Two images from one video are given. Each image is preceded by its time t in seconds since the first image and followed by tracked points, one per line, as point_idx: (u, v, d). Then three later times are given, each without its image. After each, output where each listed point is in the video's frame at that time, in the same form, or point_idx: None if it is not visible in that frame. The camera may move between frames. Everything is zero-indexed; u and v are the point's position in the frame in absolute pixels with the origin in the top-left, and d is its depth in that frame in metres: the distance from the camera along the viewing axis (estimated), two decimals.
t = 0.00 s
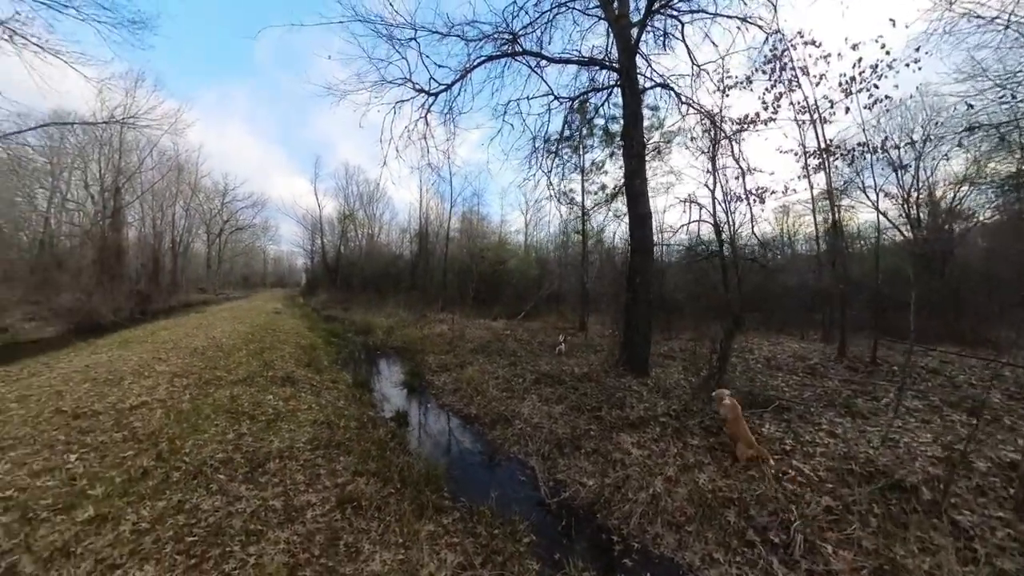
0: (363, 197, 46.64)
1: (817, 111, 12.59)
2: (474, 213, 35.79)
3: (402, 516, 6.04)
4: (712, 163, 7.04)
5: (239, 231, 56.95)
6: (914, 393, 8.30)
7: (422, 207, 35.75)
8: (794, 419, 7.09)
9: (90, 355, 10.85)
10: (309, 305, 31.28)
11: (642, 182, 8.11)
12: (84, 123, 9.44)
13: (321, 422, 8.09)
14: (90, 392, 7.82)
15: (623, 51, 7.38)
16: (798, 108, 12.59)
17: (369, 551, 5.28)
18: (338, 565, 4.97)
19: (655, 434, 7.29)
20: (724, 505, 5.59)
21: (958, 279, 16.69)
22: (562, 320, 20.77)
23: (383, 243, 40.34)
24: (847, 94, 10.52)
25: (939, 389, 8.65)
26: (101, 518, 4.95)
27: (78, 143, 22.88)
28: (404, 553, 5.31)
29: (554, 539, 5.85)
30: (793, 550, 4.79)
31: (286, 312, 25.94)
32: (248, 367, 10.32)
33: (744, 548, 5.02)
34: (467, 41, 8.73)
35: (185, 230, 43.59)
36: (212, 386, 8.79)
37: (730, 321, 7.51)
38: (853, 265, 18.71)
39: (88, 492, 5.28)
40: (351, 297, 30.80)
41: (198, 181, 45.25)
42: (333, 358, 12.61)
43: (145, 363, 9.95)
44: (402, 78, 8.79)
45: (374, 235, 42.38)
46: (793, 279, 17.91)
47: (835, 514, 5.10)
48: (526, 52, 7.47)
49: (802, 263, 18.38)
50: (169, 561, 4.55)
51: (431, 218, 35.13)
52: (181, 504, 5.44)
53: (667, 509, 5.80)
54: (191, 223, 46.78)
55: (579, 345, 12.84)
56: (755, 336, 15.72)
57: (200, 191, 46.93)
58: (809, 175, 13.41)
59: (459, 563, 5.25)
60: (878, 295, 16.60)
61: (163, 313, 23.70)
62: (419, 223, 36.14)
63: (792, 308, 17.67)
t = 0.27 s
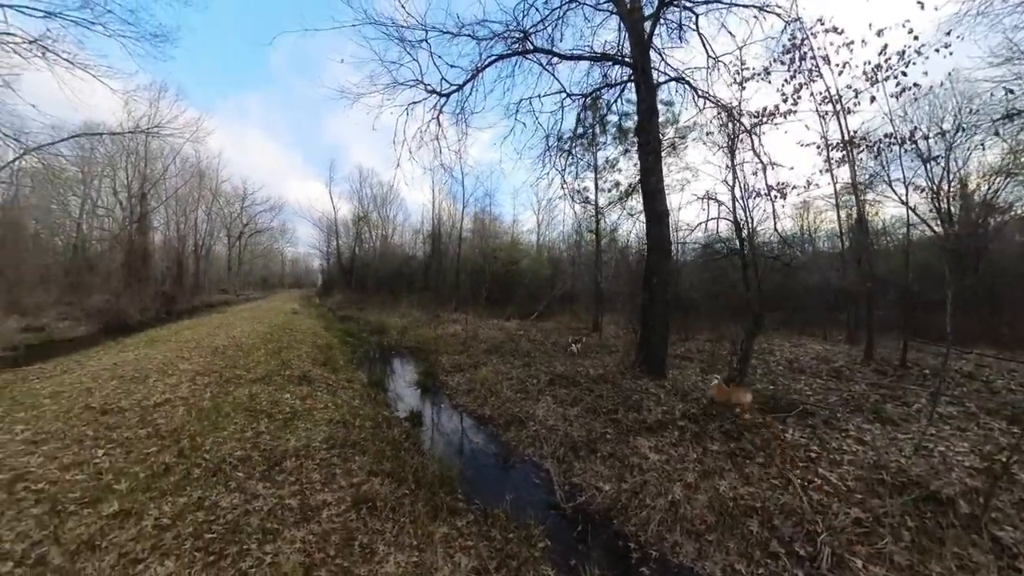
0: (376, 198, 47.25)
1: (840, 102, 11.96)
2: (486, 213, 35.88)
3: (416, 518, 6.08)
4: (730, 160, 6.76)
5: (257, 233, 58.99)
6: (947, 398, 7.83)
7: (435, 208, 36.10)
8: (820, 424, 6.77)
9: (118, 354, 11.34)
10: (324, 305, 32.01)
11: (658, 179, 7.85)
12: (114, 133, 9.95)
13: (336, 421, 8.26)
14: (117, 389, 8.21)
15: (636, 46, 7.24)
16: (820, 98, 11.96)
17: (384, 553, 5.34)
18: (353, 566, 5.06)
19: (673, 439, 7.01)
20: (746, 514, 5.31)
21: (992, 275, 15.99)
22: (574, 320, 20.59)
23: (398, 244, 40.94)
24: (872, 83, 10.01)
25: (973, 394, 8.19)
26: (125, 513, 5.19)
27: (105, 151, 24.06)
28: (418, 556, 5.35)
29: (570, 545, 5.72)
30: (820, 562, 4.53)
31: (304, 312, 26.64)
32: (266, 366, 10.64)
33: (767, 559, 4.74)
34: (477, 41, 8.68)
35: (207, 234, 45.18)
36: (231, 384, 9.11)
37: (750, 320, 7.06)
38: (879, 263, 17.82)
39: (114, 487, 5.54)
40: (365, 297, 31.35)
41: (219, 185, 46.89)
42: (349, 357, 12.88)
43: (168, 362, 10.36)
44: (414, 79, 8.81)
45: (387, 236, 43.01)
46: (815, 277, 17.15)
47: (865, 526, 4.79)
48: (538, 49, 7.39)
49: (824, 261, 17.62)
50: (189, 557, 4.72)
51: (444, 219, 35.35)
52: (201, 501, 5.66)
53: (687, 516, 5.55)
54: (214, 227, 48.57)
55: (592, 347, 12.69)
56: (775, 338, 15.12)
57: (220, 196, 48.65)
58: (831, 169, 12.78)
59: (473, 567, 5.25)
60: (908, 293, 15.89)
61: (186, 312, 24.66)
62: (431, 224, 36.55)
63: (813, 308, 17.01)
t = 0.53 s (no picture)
0: (388, 198, 47.85)
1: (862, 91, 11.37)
2: (498, 213, 35.87)
3: (425, 511, 6.21)
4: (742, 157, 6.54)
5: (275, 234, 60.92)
6: (979, 404, 7.40)
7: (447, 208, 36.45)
8: (838, 428, 6.51)
9: (147, 351, 11.92)
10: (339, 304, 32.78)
11: (670, 176, 7.74)
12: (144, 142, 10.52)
13: (350, 417, 8.48)
14: (146, 384, 8.68)
15: (646, 41, 7.11)
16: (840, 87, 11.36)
17: (394, 543, 5.47)
18: (365, 555, 5.22)
19: (685, 440, 6.88)
20: (758, 519, 5.17)
21: None
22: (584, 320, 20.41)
23: (412, 244, 41.50)
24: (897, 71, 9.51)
25: (1008, 399, 7.72)
26: (153, 498, 5.50)
27: (132, 160, 25.28)
28: (426, 548, 5.45)
29: (577, 544, 5.71)
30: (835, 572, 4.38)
31: (320, 311, 27.38)
32: (284, 363, 11.01)
33: (779, 566, 4.63)
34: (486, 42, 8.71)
35: (230, 236, 46.89)
36: (251, 379, 9.49)
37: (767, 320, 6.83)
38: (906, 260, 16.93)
39: (142, 474, 5.88)
40: (379, 297, 31.91)
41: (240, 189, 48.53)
42: (364, 355, 13.19)
43: (192, 358, 10.85)
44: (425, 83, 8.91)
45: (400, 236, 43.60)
46: (837, 275, 16.42)
47: (884, 534, 4.59)
48: (546, 49, 7.38)
49: (847, 259, 16.90)
50: (209, 541, 4.97)
51: (456, 219, 35.51)
52: (222, 489, 5.94)
53: (696, 519, 5.46)
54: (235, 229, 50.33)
55: (603, 347, 12.57)
56: (793, 338, 14.55)
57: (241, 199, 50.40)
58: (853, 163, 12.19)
59: (480, 561, 5.32)
60: (937, 293, 15.03)
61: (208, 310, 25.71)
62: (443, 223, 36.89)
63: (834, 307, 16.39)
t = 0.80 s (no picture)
0: (401, 199, 48.31)
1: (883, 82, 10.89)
2: (510, 212, 35.75)
3: (434, 503, 6.47)
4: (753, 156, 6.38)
5: (293, 235, 62.46)
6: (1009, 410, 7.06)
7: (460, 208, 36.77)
8: (856, 432, 6.29)
9: (174, 347, 12.47)
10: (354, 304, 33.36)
11: (681, 174, 7.70)
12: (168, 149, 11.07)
13: (364, 411, 8.71)
14: (174, 378, 9.15)
15: (655, 37, 7.02)
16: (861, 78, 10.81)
17: (404, 532, 5.76)
18: (376, 542, 5.55)
19: (694, 442, 6.89)
20: (767, 523, 5.16)
21: None
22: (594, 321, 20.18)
23: (426, 244, 42.04)
24: (921, 60, 9.11)
25: None
26: (180, 483, 5.82)
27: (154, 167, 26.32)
28: (434, 538, 5.73)
29: (581, 541, 5.86)
30: None
31: (337, 310, 28.08)
32: (302, 359, 11.39)
33: (786, 571, 4.63)
34: (495, 45, 8.79)
35: (250, 237, 48.46)
36: (270, 375, 9.88)
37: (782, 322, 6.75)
38: (935, 258, 16.15)
39: (171, 460, 6.20)
40: (392, 297, 32.32)
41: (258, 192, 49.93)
42: (377, 352, 13.48)
43: (215, 354, 11.32)
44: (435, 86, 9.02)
45: (412, 235, 44.04)
46: (858, 275, 15.84)
47: (898, 544, 4.48)
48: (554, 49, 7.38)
49: (870, 257, 16.25)
50: (232, 523, 5.35)
51: (468, 219, 35.58)
52: (244, 476, 6.24)
53: (702, 521, 5.50)
54: (253, 232, 51.79)
55: (614, 346, 12.44)
56: (812, 340, 13.96)
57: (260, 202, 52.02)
58: (875, 159, 11.65)
59: (485, 553, 5.58)
60: (966, 294, 14.23)
61: (227, 308, 26.60)
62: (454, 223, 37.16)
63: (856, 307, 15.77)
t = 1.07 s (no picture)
0: (414, 199, 48.87)
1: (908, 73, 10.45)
2: (521, 211, 35.66)
3: (442, 497, 6.74)
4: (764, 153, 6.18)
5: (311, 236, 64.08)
6: None
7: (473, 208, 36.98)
8: (874, 440, 6.27)
9: (197, 344, 13.02)
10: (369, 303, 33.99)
11: (693, 172, 7.68)
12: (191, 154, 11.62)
13: (376, 406, 8.93)
14: (198, 372, 9.60)
15: (666, 33, 6.94)
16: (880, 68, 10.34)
17: (412, 524, 6.06)
18: (385, 532, 5.84)
19: (704, 445, 6.98)
20: (777, 531, 5.18)
21: None
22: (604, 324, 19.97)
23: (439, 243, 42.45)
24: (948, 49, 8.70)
25: None
26: (202, 470, 6.11)
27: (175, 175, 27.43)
28: (441, 531, 6.02)
29: (586, 541, 6.03)
30: None
31: (351, 309, 28.72)
32: (318, 356, 11.76)
33: None
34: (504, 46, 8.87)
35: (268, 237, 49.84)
36: (288, 370, 10.23)
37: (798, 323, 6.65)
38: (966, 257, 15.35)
39: (194, 448, 6.52)
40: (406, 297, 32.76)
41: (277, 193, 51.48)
42: (390, 350, 13.76)
43: (236, 350, 11.77)
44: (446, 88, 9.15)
45: (426, 235, 44.58)
46: (883, 274, 15.17)
47: (914, 557, 4.44)
48: (563, 48, 7.38)
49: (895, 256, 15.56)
50: (250, 509, 5.68)
51: (480, 218, 35.68)
52: (261, 465, 6.50)
53: (710, 525, 5.54)
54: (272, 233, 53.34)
55: (625, 348, 12.31)
56: (832, 344, 13.42)
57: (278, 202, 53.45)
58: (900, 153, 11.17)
59: (490, 547, 5.81)
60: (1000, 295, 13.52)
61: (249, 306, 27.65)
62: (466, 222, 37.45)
63: (880, 308, 15.14)
